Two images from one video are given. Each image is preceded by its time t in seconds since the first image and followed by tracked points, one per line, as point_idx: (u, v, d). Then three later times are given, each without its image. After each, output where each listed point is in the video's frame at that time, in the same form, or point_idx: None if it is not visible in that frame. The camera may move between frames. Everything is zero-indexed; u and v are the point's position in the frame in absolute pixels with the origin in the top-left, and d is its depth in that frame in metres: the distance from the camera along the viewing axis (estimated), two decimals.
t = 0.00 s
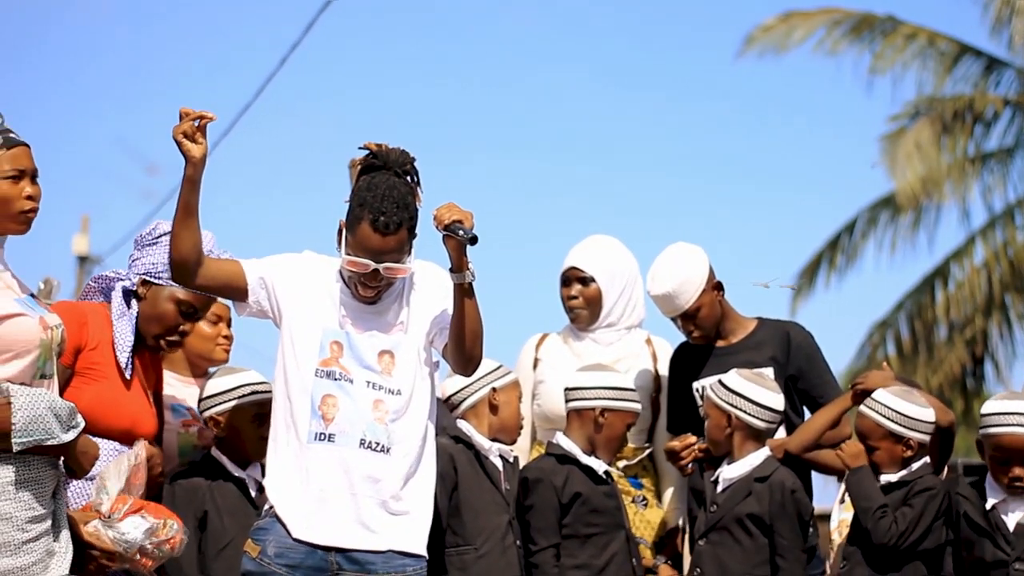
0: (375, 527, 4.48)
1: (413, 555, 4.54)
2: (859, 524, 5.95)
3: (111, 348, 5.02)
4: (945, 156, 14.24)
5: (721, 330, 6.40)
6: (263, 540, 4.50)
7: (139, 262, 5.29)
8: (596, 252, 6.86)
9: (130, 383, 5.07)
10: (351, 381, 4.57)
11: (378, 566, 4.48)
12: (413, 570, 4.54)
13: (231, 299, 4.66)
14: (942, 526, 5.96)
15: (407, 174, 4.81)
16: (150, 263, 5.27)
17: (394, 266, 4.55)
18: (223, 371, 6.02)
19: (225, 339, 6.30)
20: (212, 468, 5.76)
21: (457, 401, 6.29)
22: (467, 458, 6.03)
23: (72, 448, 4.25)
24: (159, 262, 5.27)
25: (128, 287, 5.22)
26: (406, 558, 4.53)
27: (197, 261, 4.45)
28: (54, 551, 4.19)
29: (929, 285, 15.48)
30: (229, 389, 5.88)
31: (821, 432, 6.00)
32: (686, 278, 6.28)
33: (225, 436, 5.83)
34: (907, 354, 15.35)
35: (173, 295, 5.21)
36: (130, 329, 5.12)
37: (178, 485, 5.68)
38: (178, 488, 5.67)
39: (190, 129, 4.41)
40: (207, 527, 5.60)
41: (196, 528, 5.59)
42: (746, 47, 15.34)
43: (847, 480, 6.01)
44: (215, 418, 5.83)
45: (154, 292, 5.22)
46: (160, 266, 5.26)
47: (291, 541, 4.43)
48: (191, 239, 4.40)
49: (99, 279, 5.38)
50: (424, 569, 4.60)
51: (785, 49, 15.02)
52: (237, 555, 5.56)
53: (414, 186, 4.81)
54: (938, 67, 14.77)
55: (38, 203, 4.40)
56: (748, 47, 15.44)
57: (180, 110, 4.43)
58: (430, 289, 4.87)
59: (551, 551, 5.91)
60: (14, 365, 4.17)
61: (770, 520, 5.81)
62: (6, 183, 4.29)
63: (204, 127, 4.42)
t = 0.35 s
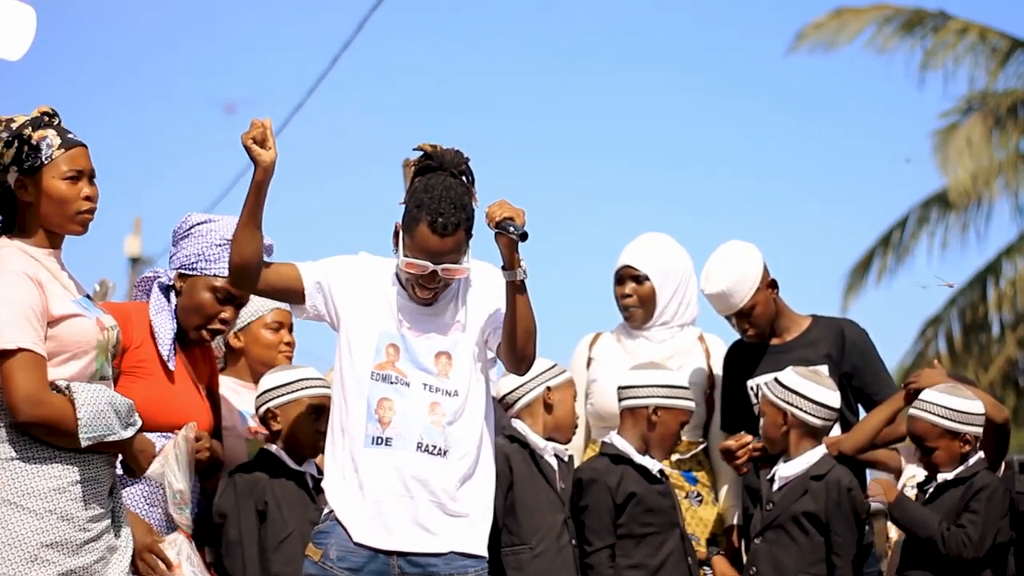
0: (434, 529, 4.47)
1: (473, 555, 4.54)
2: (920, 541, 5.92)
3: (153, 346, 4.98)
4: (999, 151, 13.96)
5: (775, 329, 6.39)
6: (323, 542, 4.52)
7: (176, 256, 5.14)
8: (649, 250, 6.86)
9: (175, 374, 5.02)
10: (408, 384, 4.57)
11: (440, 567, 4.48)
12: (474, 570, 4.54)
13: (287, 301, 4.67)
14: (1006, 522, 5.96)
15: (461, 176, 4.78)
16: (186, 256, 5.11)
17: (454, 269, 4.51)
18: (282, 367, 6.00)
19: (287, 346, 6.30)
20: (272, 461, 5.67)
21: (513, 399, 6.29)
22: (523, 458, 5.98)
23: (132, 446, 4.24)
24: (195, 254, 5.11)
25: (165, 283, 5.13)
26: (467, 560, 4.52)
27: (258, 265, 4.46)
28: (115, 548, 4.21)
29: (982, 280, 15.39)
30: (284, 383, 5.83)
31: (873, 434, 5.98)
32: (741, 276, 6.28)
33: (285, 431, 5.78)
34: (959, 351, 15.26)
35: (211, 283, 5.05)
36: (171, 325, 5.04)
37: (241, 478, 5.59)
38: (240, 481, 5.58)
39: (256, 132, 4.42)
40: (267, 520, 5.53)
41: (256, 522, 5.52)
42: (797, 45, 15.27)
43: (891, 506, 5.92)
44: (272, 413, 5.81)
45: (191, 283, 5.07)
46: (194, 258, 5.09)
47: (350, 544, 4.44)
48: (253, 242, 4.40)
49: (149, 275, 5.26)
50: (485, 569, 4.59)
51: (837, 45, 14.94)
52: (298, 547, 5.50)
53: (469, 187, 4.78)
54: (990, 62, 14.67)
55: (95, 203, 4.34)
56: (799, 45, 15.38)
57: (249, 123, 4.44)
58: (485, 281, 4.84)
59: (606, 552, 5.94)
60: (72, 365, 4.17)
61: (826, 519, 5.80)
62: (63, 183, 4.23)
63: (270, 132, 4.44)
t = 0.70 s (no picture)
0: (472, 542, 4.45)
1: (510, 568, 4.52)
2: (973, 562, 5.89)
3: (178, 351, 4.93)
4: None
5: (809, 334, 6.37)
6: (360, 550, 4.52)
7: (202, 261, 5.14)
8: (682, 256, 6.89)
9: (200, 380, 4.99)
10: (445, 396, 4.55)
11: None
12: None
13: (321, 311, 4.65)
14: None
15: (497, 186, 4.75)
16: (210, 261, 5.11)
17: (492, 280, 4.49)
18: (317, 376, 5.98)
19: (330, 357, 6.26)
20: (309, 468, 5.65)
21: (546, 406, 6.26)
22: (556, 466, 5.98)
23: (166, 454, 4.23)
24: (220, 258, 5.11)
25: (190, 290, 5.12)
26: (505, 572, 4.51)
27: (297, 280, 4.47)
28: (153, 556, 4.20)
29: (1015, 286, 15.33)
30: (320, 390, 5.81)
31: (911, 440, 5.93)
32: (775, 282, 6.28)
33: (324, 437, 5.77)
34: (992, 358, 15.20)
35: (235, 287, 5.05)
36: (196, 331, 4.98)
37: (280, 486, 5.59)
38: (280, 490, 5.58)
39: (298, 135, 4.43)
40: (304, 528, 5.54)
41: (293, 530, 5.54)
42: (829, 49, 15.24)
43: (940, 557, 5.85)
44: (310, 420, 5.79)
45: (216, 288, 5.08)
46: (218, 262, 5.09)
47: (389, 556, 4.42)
48: (292, 251, 4.41)
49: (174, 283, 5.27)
50: None
51: (869, 51, 14.92)
52: (333, 555, 5.51)
53: (505, 197, 4.76)
54: None
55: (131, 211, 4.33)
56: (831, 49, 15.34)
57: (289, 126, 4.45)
58: (519, 292, 4.82)
59: (639, 559, 5.91)
60: (107, 374, 4.17)
61: (862, 526, 5.78)
62: (99, 191, 4.22)
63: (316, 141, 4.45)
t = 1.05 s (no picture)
0: (517, 560, 4.44)
1: None
2: None
3: (213, 370, 4.92)
4: None
5: (852, 352, 6.35)
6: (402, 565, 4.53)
7: (236, 281, 5.07)
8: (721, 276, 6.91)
9: (236, 398, 4.98)
10: (488, 413, 4.55)
11: None
12: None
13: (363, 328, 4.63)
14: None
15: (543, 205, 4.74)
16: (244, 280, 5.04)
17: (539, 295, 4.45)
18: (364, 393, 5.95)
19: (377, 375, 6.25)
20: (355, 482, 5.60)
21: (587, 423, 6.26)
22: (597, 481, 5.96)
23: (207, 476, 4.22)
24: (253, 278, 5.03)
25: (225, 308, 5.09)
26: None
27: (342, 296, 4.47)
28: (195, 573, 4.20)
29: None
30: (363, 406, 5.80)
31: (953, 459, 5.93)
32: (817, 300, 6.30)
33: (370, 453, 5.75)
34: None
35: (269, 307, 4.98)
36: (230, 349, 4.97)
37: (329, 497, 5.54)
38: (330, 499, 5.53)
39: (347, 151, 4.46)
40: (352, 540, 5.50)
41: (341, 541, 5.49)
42: (873, 66, 15.21)
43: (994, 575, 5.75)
44: (356, 435, 5.78)
45: (251, 308, 5.01)
46: (252, 283, 5.01)
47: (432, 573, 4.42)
48: (338, 268, 4.43)
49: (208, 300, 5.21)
50: None
51: (913, 69, 14.88)
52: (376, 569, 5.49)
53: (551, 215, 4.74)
54: None
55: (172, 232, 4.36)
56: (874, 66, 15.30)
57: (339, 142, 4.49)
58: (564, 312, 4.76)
59: None
60: (152, 394, 4.16)
61: (906, 545, 5.75)
62: (142, 210, 4.25)
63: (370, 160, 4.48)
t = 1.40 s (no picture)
0: (550, 565, 4.43)
1: None
2: None
3: (240, 380, 4.91)
4: None
5: (885, 366, 6.34)
6: None
7: (264, 290, 5.04)
8: (750, 289, 6.91)
9: (261, 407, 4.97)
10: (520, 419, 4.53)
11: None
12: None
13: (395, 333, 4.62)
14: None
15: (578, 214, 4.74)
16: (270, 289, 5.01)
17: (574, 303, 4.46)
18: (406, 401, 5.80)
19: (409, 383, 6.19)
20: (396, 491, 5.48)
21: (617, 436, 6.18)
22: (627, 494, 5.83)
23: (241, 485, 4.23)
24: (278, 287, 5.00)
25: (251, 316, 5.07)
26: None
27: (374, 302, 4.47)
28: None
29: None
30: (403, 415, 5.65)
31: (986, 470, 5.86)
32: (851, 314, 6.30)
33: (408, 463, 5.60)
34: None
35: (291, 316, 4.95)
36: (257, 358, 4.95)
37: (367, 501, 5.43)
38: (368, 504, 5.41)
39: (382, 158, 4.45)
40: (390, 544, 5.35)
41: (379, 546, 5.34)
42: (908, 80, 15.21)
43: None
44: (393, 446, 5.63)
45: (275, 317, 4.99)
46: (276, 291, 4.99)
47: None
48: (371, 275, 4.42)
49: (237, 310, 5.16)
50: None
51: (949, 83, 14.87)
52: None
53: (586, 222, 4.74)
54: None
55: (204, 241, 4.35)
56: (911, 81, 15.30)
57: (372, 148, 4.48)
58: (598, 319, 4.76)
59: None
60: (183, 402, 4.16)
61: (940, 559, 5.73)
62: (173, 220, 4.25)
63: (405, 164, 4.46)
